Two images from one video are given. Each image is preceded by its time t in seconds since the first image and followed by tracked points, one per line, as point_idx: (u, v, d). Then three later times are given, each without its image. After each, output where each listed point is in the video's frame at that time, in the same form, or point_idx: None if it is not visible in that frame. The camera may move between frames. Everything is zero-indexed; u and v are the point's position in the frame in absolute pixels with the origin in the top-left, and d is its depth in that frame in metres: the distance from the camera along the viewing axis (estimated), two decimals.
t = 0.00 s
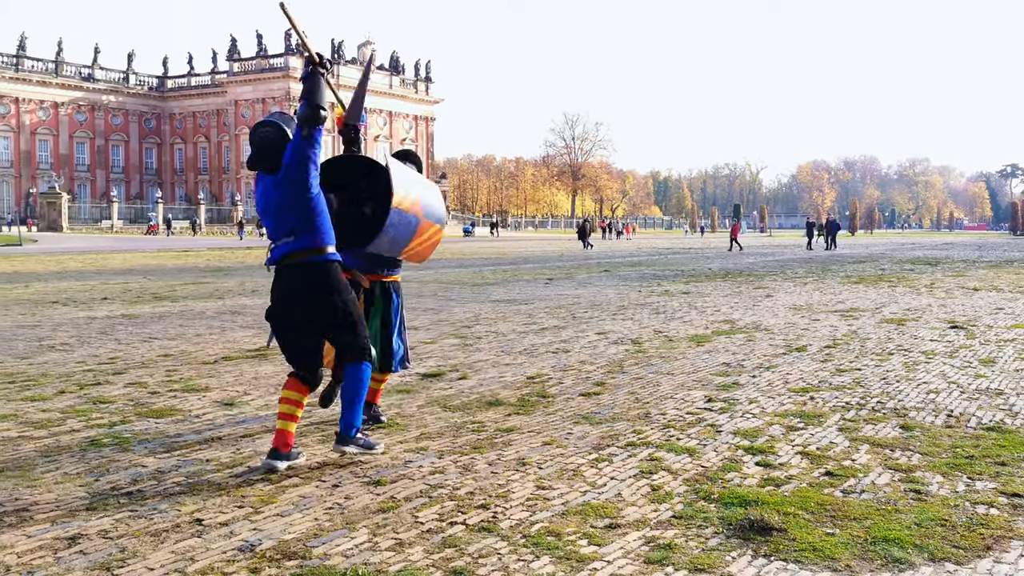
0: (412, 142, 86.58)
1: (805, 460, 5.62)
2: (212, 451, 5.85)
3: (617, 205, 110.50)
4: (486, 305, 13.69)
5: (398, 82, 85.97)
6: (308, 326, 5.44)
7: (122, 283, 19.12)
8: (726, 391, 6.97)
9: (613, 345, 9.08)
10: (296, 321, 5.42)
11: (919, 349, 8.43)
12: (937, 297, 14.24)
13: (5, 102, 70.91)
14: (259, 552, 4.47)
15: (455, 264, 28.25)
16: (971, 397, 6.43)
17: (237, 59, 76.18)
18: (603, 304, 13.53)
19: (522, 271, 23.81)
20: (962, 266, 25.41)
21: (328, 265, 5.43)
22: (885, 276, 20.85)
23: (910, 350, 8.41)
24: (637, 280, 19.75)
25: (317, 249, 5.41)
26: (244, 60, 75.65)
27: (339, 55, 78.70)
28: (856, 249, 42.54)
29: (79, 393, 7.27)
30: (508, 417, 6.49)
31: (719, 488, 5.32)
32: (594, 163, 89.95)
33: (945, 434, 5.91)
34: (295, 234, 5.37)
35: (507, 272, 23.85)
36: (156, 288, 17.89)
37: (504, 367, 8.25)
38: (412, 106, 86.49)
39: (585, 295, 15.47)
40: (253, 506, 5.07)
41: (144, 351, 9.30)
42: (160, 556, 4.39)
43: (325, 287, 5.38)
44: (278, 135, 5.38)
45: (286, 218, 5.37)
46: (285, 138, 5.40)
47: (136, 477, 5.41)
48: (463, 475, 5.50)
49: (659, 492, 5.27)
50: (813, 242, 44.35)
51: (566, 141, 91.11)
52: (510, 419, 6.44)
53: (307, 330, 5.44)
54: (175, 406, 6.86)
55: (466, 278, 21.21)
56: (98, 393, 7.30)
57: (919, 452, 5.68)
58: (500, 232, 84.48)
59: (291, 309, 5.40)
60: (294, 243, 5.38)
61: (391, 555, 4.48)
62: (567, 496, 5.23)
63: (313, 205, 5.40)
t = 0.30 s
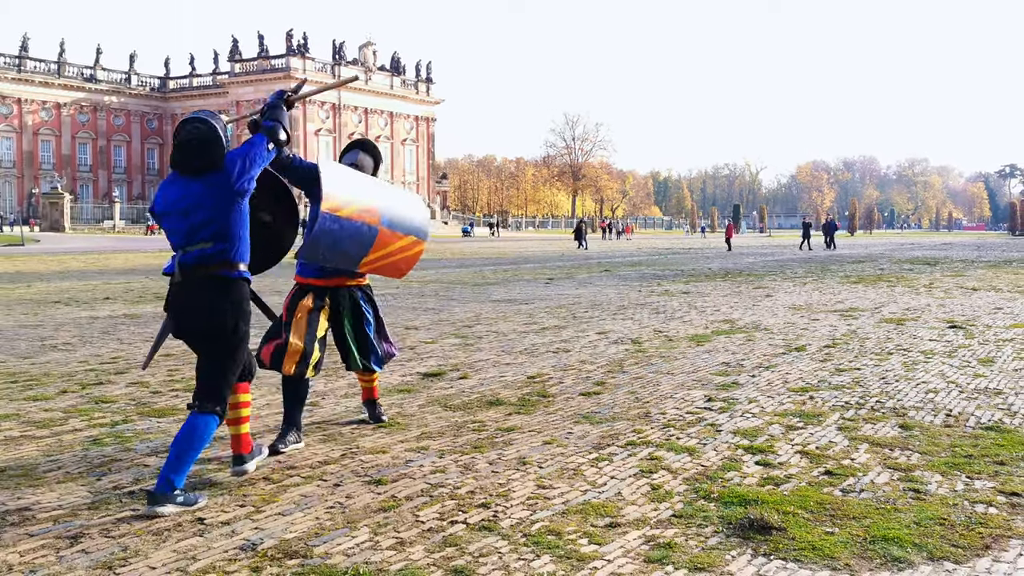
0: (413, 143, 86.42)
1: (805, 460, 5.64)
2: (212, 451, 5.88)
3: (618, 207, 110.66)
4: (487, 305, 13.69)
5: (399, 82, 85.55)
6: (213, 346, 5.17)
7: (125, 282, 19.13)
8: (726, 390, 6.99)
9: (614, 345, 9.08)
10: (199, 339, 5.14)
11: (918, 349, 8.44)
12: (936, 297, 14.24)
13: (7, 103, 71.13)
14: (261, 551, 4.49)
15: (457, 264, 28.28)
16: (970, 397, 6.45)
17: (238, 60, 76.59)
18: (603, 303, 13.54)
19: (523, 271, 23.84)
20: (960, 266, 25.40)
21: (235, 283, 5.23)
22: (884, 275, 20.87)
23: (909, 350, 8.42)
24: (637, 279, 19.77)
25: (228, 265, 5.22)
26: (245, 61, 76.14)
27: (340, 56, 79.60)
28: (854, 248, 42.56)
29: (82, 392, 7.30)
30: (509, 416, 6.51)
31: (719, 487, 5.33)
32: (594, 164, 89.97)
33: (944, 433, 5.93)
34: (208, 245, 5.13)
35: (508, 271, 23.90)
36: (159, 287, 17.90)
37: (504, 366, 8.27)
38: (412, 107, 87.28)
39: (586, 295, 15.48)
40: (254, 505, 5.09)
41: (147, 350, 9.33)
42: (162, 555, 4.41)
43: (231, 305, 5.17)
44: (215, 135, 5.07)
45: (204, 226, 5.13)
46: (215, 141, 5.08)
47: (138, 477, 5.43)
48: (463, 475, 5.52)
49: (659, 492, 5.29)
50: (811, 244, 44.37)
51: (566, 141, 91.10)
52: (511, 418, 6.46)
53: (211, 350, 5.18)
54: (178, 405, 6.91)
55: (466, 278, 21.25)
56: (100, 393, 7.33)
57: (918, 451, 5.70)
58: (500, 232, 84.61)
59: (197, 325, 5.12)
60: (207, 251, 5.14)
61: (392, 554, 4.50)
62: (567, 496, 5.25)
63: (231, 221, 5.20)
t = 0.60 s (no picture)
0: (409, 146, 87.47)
1: (795, 458, 5.70)
2: (211, 449, 5.96)
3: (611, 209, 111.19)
4: (482, 305, 13.79)
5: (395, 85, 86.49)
6: (80, 354, 4.71)
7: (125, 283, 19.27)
8: (717, 390, 7.06)
9: (606, 345, 9.15)
10: (63, 346, 4.67)
11: (907, 349, 8.50)
12: (925, 298, 14.35)
13: (7, 105, 71.54)
14: (257, 549, 4.55)
15: (452, 265, 28.50)
16: (959, 397, 6.51)
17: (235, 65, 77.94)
18: (597, 304, 13.64)
19: (517, 273, 24.06)
20: (948, 267, 25.58)
21: (112, 292, 4.75)
22: (873, 276, 21.06)
23: (898, 350, 8.49)
24: (629, 280, 19.93)
25: (103, 271, 4.74)
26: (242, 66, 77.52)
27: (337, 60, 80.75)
28: (844, 250, 42.83)
29: (81, 393, 7.37)
30: (503, 416, 6.58)
31: (711, 485, 5.40)
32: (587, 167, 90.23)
33: (934, 433, 6.00)
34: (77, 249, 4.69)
35: (500, 272, 24.12)
36: (159, 289, 18.04)
37: (498, 366, 8.35)
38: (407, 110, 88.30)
39: (580, 295, 15.59)
40: (251, 503, 5.15)
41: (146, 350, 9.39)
42: (159, 553, 4.47)
43: (107, 315, 4.69)
44: (91, 127, 4.54)
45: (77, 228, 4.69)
46: (96, 139, 4.58)
47: (136, 475, 5.50)
48: (458, 474, 5.58)
49: (652, 491, 5.35)
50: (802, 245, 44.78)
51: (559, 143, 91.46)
52: (505, 418, 6.53)
53: (78, 359, 4.70)
54: (176, 404, 6.99)
55: (461, 279, 21.44)
56: (99, 393, 7.40)
57: (908, 450, 5.76)
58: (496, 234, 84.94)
59: (68, 328, 4.65)
60: (74, 257, 4.69)
61: (387, 551, 4.56)
62: (561, 494, 5.31)
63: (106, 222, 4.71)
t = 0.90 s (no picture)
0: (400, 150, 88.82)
1: (777, 456, 5.84)
2: (206, 448, 6.10)
3: (597, 211, 112.32)
4: (470, 307, 13.95)
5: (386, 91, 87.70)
6: None
7: (121, 286, 19.50)
8: (701, 389, 7.19)
9: (593, 346, 9.29)
10: None
11: (886, 350, 8.65)
12: (904, 299, 14.55)
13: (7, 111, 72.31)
14: (252, 545, 4.68)
15: (441, 267, 28.79)
16: (937, 396, 6.66)
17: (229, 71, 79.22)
18: (583, 305, 13.81)
19: (505, 275, 24.36)
20: (928, 269, 25.92)
21: None
22: (852, 278, 21.37)
23: (878, 351, 8.64)
24: (615, 282, 20.16)
25: None
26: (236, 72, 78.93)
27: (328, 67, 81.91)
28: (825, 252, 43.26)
29: (79, 392, 7.51)
30: (491, 414, 6.71)
31: (695, 483, 5.53)
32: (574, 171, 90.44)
33: (912, 431, 6.13)
34: None
35: (487, 274, 24.44)
36: (153, 291, 18.24)
37: (487, 366, 8.49)
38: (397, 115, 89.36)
39: (567, 296, 15.79)
40: (245, 499, 5.28)
41: (141, 351, 9.52)
42: (156, 549, 4.60)
43: None
44: None
45: None
46: None
47: (133, 473, 5.63)
48: (448, 471, 5.72)
49: (638, 488, 5.48)
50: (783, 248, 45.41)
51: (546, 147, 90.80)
52: (493, 417, 6.66)
53: None
54: (171, 404, 7.12)
55: (450, 281, 21.69)
56: (97, 392, 7.53)
57: (887, 448, 5.90)
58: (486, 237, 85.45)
59: None
60: None
61: (379, 547, 4.69)
62: (548, 491, 5.45)
63: None
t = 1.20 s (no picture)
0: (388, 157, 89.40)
1: (756, 454, 6.00)
2: (200, 446, 6.27)
3: (581, 215, 113.25)
4: (457, 308, 14.17)
5: (375, 99, 88.32)
6: None
7: (116, 286, 19.73)
8: (681, 388, 7.37)
9: (577, 346, 9.47)
10: None
11: (862, 350, 8.84)
12: (879, 301, 14.84)
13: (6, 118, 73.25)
14: (245, 540, 4.84)
15: (430, 269, 29.14)
16: (911, 395, 6.85)
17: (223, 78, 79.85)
18: (568, 306, 14.04)
19: (492, 277, 24.60)
20: (903, 272, 26.34)
21: None
22: (830, 280, 21.72)
23: (854, 350, 8.82)
24: (599, 284, 20.44)
25: None
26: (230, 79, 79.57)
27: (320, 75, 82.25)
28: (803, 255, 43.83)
29: (77, 392, 7.68)
30: (478, 413, 6.88)
31: (676, 479, 5.69)
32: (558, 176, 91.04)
33: (888, 429, 6.30)
34: None
35: (475, 276, 24.78)
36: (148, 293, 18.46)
37: (474, 366, 8.66)
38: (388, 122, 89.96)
39: (552, 298, 16.04)
40: (239, 496, 5.45)
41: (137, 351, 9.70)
42: (152, 544, 4.76)
43: None
44: None
45: None
46: None
47: (129, 470, 5.79)
48: (436, 468, 5.88)
49: (620, 484, 5.65)
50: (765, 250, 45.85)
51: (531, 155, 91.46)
52: (480, 415, 6.83)
53: None
54: (166, 404, 7.28)
55: (437, 283, 21.92)
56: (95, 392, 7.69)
57: (862, 446, 6.07)
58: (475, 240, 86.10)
59: None
60: None
61: (368, 542, 4.85)
62: (533, 487, 5.61)
63: None
